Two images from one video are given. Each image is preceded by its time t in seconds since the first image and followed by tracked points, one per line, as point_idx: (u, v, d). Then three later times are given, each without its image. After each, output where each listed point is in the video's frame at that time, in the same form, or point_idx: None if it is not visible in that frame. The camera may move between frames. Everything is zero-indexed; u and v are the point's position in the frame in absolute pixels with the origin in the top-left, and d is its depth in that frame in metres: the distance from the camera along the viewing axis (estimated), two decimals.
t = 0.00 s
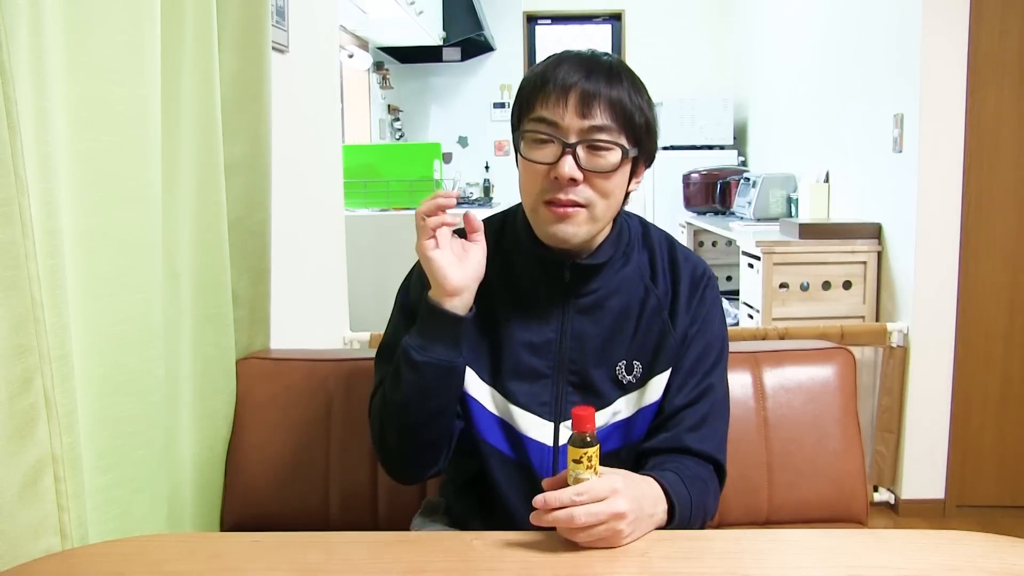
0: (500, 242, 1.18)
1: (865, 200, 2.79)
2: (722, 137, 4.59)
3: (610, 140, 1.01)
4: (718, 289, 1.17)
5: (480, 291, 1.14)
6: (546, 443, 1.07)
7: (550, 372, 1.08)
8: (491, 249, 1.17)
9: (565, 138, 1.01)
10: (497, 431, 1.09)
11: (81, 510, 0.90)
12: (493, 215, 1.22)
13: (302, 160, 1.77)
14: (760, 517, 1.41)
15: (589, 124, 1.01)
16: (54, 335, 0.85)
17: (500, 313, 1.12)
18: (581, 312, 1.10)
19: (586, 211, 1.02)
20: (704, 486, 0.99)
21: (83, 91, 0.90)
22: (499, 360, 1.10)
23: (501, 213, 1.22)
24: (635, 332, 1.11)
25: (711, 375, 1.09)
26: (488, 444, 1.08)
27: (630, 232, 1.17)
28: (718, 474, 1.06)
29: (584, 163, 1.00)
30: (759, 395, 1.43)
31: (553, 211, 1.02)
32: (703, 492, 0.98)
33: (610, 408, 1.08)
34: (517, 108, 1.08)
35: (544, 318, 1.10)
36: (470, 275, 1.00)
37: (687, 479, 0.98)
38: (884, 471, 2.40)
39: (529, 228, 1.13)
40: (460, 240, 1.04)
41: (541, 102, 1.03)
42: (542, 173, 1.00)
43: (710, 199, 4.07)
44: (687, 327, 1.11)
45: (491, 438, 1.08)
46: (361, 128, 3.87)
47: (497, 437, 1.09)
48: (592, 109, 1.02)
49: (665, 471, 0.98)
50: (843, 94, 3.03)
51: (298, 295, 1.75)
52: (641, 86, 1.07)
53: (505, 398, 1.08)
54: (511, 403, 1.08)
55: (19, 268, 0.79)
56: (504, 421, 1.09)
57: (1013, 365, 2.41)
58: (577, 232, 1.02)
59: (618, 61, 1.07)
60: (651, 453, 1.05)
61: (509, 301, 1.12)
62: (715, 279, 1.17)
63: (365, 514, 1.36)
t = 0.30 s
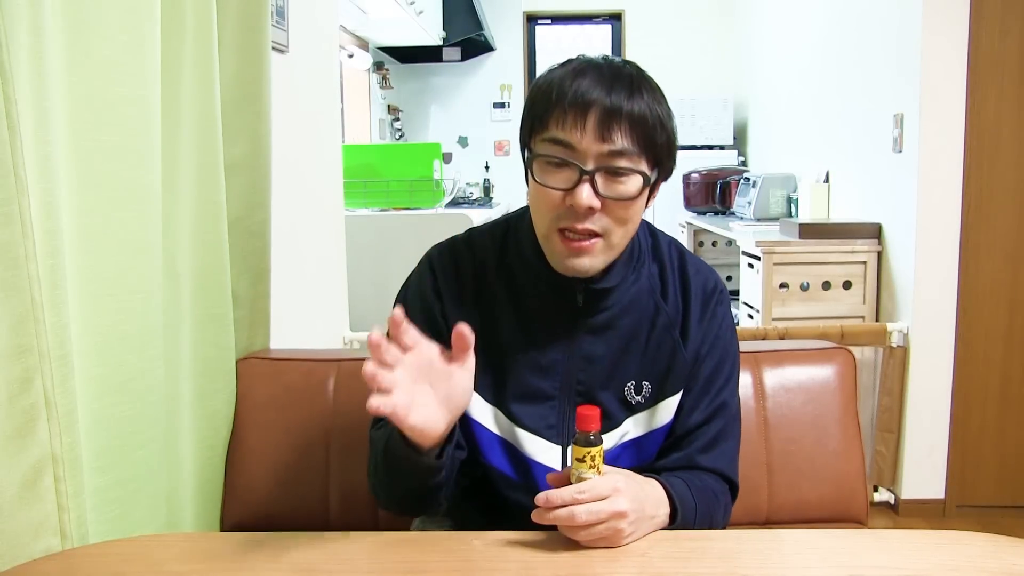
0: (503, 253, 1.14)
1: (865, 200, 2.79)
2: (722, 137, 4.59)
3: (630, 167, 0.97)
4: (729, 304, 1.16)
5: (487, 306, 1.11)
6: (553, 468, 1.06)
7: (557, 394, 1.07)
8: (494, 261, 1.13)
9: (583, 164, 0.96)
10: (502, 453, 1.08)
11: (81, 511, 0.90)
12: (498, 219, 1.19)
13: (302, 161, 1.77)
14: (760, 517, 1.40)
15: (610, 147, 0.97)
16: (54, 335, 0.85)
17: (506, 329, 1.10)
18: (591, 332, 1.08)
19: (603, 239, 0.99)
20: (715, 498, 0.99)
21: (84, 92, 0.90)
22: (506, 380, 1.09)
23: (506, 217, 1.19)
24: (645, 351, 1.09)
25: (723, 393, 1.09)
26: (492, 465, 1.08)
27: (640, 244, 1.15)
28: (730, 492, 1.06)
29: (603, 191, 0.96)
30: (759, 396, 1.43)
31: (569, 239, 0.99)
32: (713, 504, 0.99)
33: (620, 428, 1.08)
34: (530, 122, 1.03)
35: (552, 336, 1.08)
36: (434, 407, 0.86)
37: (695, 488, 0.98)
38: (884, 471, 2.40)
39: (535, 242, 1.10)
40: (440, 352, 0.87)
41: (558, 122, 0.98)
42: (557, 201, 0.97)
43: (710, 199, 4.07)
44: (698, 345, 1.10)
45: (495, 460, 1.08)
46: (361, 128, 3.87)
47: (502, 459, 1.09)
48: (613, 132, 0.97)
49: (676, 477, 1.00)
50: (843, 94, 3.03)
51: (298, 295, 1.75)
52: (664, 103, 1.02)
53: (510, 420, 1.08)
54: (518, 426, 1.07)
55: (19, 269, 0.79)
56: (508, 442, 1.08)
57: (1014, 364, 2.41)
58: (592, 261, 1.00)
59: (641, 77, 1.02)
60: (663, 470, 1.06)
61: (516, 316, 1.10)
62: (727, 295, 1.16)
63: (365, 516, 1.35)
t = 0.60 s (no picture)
0: (505, 261, 1.14)
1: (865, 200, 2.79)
2: (722, 137, 4.59)
3: (635, 184, 0.95)
4: (734, 310, 1.16)
5: (489, 312, 1.11)
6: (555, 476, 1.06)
7: (559, 403, 1.07)
8: (497, 266, 1.13)
9: (587, 180, 0.94)
10: (502, 462, 1.09)
11: (81, 510, 0.90)
12: (500, 223, 1.19)
13: (301, 161, 1.77)
14: (760, 517, 1.40)
15: (614, 165, 0.95)
16: (53, 335, 0.85)
17: (508, 336, 1.09)
18: (595, 340, 1.07)
19: (605, 256, 0.98)
20: (717, 502, 0.99)
21: (84, 93, 0.90)
22: (508, 387, 1.08)
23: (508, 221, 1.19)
24: (649, 360, 1.09)
25: (727, 400, 1.09)
26: (492, 473, 1.09)
27: (645, 250, 1.14)
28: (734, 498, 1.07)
29: (606, 208, 0.94)
30: (759, 396, 1.43)
31: (571, 255, 0.98)
32: (713, 508, 0.99)
33: (625, 437, 1.07)
34: (534, 132, 1.01)
35: (555, 343, 1.08)
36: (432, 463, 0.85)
37: (697, 491, 0.98)
38: (884, 471, 2.40)
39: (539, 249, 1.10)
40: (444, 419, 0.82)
41: (563, 135, 0.97)
42: (561, 219, 0.95)
43: (710, 199, 4.07)
44: (703, 353, 1.10)
45: (495, 467, 1.09)
46: (361, 128, 3.86)
47: (503, 468, 1.09)
48: (618, 148, 0.95)
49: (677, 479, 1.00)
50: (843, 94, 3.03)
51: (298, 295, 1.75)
52: (671, 118, 1.00)
53: (512, 428, 1.08)
54: (519, 433, 1.07)
55: (19, 268, 0.79)
56: (509, 449, 1.09)
57: (1014, 363, 2.40)
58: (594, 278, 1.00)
59: (649, 90, 1.00)
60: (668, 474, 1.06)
61: (519, 322, 1.09)
62: (732, 300, 1.16)
63: (365, 518, 1.35)
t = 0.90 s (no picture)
0: (505, 250, 1.15)
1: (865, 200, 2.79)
2: (722, 137, 4.59)
3: (618, 163, 0.98)
4: (728, 304, 1.16)
5: (487, 301, 1.12)
6: (550, 461, 1.07)
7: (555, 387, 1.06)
8: (496, 255, 1.14)
9: (571, 157, 0.98)
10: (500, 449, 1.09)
11: (80, 511, 0.90)
12: (499, 217, 1.20)
13: (301, 162, 1.77)
14: (760, 517, 1.41)
15: (598, 144, 0.98)
16: (53, 336, 0.85)
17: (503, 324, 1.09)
18: (587, 327, 1.08)
19: (588, 233, 1.00)
20: (715, 498, 0.98)
21: (84, 93, 0.90)
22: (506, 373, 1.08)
23: (508, 215, 1.20)
24: (642, 347, 1.09)
25: (721, 394, 1.08)
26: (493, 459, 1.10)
27: (639, 242, 1.15)
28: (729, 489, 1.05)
29: (589, 185, 0.97)
30: (759, 395, 1.43)
31: (555, 232, 1.00)
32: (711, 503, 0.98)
33: (615, 423, 1.07)
34: (527, 117, 1.05)
35: (548, 331, 1.08)
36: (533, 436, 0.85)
37: (697, 487, 0.97)
38: (884, 471, 2.40)
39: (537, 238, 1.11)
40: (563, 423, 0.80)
41: (551, 116, 1.00)
42: (545, 196, 0.98)
43: (710, 199, 4.07)
44: (695, 343, 1.10)
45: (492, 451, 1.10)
46: (361, 128, 3.86)
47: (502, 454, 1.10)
48: (603, 127, 0.99)
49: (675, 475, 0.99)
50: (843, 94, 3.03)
51: (298, 295, 1.75)
52: (658, 104, 1.04)
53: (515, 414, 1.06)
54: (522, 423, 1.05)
55: (19, 268, 0.79)
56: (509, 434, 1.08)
57: (1014, 363, 2.40)
58: (579, 255, 1.01)
59: (638, 77, 1.04)
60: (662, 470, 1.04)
61: (515, 311, 1.10)
62: (725, 295, 1.15)
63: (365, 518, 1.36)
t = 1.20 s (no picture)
0: (504, 243, 1.16)
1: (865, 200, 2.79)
2: (722, 137, 4.59)
3: (606, 149, 1.00)
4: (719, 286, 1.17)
5: (491, 293, 1.12)
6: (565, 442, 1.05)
7: (561, 372, 1.07)
8: (496, 250, 1.15)
9: (560, 150, 1.00)
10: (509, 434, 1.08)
11: (80, 511, 0.90)
12: (496, 216, 1.20)
13: (302, 162, 1.77)
14: (760, 517, 1.41)
15: (584, 134, 1.00)
16: (53, 336, 0.85)
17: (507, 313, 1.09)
18: (588, 311, 1.08)
19: (585, 220, 1.01)
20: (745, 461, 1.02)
21: (85, 93, 0.90)
22: (512, 360, 1.08)
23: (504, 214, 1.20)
24: (643, 329, 1.10)
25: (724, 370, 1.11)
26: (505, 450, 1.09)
27: (631, 229, 1.16)
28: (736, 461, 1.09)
29: (580, 173, 0.99)
30: (759, 395, 1.43)
31: (553, 223, 1.01)
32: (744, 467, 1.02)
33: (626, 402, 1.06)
34: (513, 121, 1.07)
35: (551, 316, 1.08)
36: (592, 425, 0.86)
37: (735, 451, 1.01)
38: (884, 471, 2.40)
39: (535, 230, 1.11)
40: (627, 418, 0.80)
41: (535, 115, 1.02)
42: (539, 188, 1.00)
43: (710, 199, 4.07)
44: (694, 323, 1.11)
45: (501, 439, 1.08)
46: (361, 128, 3.87)
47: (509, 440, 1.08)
48: (587, 118, 1.00)
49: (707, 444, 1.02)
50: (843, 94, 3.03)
51: (298, 295, 1.75)
52: (637, 92, 1.05)
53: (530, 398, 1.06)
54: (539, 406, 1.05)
55: (19, 268, 0.79)
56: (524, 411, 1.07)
57: (1014, 364, 2.40)
58: (578, 242, 1.01)
59: (614, 68, 1.06)
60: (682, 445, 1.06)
61: (518, 300, 1.10)
62: (717, 279, 1.16)
63: (365, 517, 1.36)
